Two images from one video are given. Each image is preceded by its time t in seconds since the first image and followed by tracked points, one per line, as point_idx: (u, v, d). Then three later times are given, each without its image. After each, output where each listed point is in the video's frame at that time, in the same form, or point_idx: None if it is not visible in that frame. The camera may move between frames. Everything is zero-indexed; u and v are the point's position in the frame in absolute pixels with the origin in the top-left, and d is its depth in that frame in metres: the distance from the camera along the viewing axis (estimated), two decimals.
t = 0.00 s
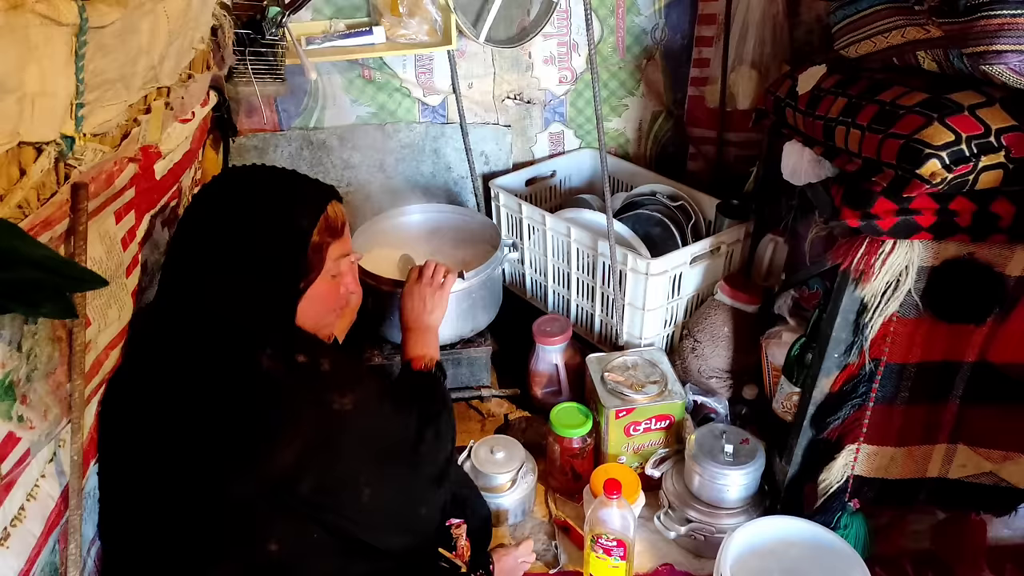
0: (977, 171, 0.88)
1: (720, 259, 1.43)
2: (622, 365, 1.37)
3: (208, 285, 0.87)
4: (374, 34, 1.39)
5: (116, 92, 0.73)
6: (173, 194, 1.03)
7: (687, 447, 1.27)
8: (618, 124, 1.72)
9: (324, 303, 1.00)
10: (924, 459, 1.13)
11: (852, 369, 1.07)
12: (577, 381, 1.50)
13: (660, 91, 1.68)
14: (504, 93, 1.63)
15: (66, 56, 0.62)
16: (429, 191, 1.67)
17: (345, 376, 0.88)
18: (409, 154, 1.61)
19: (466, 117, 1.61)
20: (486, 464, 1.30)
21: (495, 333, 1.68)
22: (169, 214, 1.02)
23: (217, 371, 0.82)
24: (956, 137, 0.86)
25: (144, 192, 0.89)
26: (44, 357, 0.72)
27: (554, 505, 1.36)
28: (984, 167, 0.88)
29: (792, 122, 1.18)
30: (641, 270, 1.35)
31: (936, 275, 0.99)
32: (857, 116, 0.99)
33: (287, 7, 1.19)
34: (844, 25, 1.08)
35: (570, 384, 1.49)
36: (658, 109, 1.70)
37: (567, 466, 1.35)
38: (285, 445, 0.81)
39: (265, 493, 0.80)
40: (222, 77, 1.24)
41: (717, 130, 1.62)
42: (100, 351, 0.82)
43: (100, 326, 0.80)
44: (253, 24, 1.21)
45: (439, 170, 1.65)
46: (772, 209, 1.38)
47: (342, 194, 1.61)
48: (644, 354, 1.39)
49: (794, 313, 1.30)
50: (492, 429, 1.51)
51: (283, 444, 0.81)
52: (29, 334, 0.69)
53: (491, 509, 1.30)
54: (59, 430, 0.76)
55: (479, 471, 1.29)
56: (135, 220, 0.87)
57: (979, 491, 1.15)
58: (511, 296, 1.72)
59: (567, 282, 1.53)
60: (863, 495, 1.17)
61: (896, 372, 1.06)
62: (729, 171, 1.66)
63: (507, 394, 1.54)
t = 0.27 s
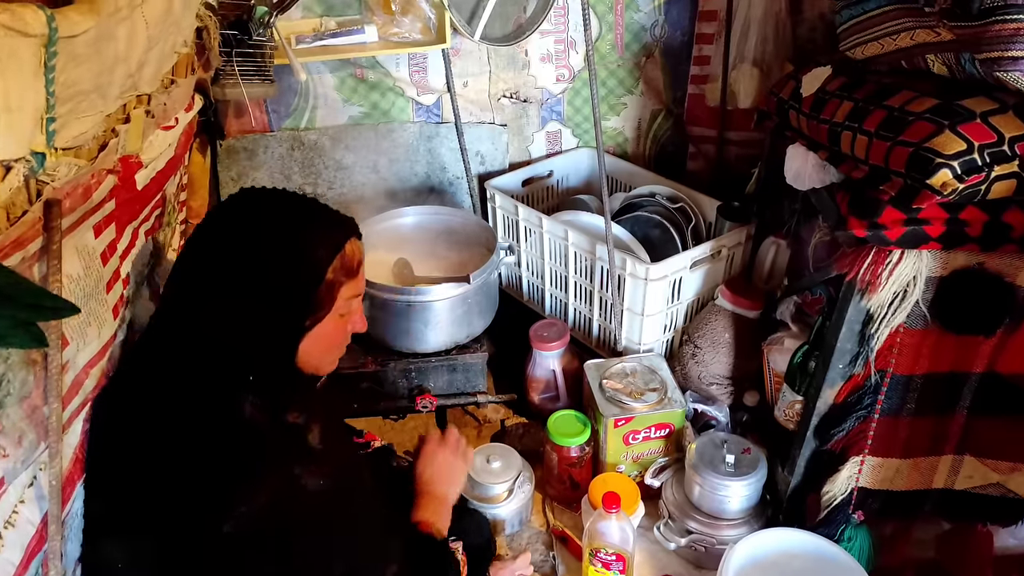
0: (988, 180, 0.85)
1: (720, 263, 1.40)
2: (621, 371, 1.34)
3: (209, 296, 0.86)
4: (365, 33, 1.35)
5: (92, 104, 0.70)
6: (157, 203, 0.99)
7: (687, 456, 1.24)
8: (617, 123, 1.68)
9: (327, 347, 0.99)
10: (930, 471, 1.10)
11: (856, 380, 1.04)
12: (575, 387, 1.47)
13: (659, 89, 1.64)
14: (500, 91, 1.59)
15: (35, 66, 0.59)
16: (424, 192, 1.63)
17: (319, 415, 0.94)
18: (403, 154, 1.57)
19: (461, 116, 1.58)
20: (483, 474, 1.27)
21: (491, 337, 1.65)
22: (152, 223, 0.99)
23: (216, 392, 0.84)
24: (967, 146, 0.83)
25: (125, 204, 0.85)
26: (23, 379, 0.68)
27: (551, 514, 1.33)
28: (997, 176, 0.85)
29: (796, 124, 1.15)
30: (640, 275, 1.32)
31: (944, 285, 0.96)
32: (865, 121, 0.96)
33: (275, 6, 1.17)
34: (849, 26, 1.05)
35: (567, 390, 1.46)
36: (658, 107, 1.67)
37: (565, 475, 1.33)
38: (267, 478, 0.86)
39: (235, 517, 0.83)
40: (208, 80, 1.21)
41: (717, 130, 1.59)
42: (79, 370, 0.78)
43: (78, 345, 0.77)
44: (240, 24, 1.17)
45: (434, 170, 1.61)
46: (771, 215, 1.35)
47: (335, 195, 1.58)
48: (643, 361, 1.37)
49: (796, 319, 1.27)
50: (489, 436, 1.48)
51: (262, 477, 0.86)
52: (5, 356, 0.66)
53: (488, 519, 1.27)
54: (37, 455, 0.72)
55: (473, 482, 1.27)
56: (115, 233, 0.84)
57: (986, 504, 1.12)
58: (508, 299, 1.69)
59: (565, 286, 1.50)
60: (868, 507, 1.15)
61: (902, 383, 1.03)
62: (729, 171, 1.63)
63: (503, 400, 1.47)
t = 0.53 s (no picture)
0: (990, 182, 0.84)
1: (718, 261, 1.39)
2: (617, 371, 1.33)
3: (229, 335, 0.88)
4: (358, 28, 1.33)
5: (74, 107, 0.68)
6: (146, 203, 0.98)
7: (683, 457, 1.24)
8: (613, 119, 1.67)
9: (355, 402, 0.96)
10: (927, 472, 1.10)
11: (853, 382, 1.04)
12: (570, 385, 1.46)
13: (657, 84, 1.62)
14: (495, 87, 1.57)
15: (13, 70, 0.57)
16: (418, 189, 1.62)
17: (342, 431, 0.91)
18: (397, 151, 1.56)
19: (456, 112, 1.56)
20: (478, 475, 1.26)
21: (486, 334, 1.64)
22: (141, 224, 0.97)
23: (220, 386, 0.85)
24: (969, 147, 0.82)
25: (111, 208, 0.84)
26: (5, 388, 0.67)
27: (547, 514, 1.33)
28: (999, 178, 0.84)
29: (794, 122, 1.13)
30: (636, 275, 1.30)
31: (943, 287, 0.95)
32: (864, 121, 0.95)
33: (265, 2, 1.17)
34: (848, 23, 1.04)
35: (563, 389, 1.45)
36: (655, 103, 1.65)
37: (561, 475, 1.32)
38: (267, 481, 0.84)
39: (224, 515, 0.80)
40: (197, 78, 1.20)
41: (715, 126, 1.58)
42: (66, 377, 0.77)
43: (64, 352, 0.76)
44: (229, 21, 1.18)
45: (428, 167, 1.59)
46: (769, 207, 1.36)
47: (328, 192, 1.56)
48: (639, 360, 1.36)
49: (794, 318, 1.26)
50: (485, 435, 1.48)
51: (263, 481, 0.84)
52: None
53: (483, 519, 1.27)
54: (24, 465, 0.71)
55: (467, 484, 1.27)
56: (101, 237, 0.82)
57: (983, 504, 1.11)
58: (503, 296, 1.68)
59: (561, 284, 1.49)
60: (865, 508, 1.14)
61: (900, 385, 1.02)
62: (726, 167, 1.62)
63: (500, 399, 1.46)
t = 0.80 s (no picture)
0: (976, 182, 0.84)
1: (708, 257, 1.39)
2: (607, 366, 1.34)
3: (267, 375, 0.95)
4: (349, 22, 1.33)
5: (56, 108, 0.68)
6: (132, 201, 0.97)
7: (672, 452, 1.24)
8: (606, 112, 1.65)
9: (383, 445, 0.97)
10: (913, 468, 1.10)
11: (840, 379, 1.03)
12: (561, 380, 1.47)
13: (650, 78, 1.61)
14: (488, 81, 1.57)
15: None
16: (411, 183, 1.61)
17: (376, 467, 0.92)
18: (389, 145, 1.56)
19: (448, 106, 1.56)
20: (468, 469, 1.27)
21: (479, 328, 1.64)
22: (127, 222, 0.97)
23: (256, 406, 0.89)
24: (954, 147, 0.82)
25: (96, 207, 0.84)
26: None
27: (537, 507, 1.33)
28: (984, 178, 0.84)
29: (784, 119, 1.13)
30: (627, 270, 1.31)
31: (929, 286, 0.95)
32: (852, 119, 0.94)
33: None
34: (837, 21, 1.04)
35: (554, 383, 1.46)
36: (648, 97, 1.64)
37: (551, 469, 1.33)
38: (299, 505, 0.85)
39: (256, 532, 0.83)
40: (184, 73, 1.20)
41: (708, 120, 1.57)
42: (51, 376, 0.77)
43: (49, 352, 0.76)
44: (217, 16, 1.18)
45: (420, 161, 1.59)
46: (759, 205, 1.34)
47: (320, 186, 1.56)
48: (630, 355, 1.36)
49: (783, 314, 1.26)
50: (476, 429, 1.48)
51: (289, 474, 0.86)
52: None
53: (473, 514, 1.27)
54: (10, 463, 0.72)
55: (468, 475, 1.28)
56: (87, 237, 0.82)
57: (968, 499, 1.12)
58: (495, 290, 1.68)
59: (553, 278, 1.49)
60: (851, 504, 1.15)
61: (886, 383, 1.03)
62: (719, 162, 1.61)
63: (491, 393, 1.50)
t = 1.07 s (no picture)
0: (966, 177, 0.83)
1: (703, 251, 1.39)
2: (601, 361, 1.34)
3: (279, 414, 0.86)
4: (341, 17, 1.31)
5: (42, 105, 0.68)
6: (123, 196, 0.97)
7: (666, 447, 1.24)
8: (601, 107, 1.65)
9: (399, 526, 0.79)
10: (907, 462, 1.10)
11: (834, 373, 1.03)
12: (556, 375, 1.47)
13: (645, 73, 1.60)
14: (482, 75, 1.56)
15: None
16: (405, 178, 1.61)
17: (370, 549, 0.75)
18: (384, 140, 1.55)
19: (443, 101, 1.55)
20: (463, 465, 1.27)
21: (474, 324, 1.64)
22: (118, 218, 0.97)
23: (269, 445, 0.81)
24: (944, 142, 0.81)
25: (85, 203, 0.84)
26: None
27: (532, 502, 1.34)
28: (975, 173, 0.83)
29: (777, 113, 1.13)
30: (621, 265, 1.30)
31: (921, 280, 0.95)
32: (843, 114, 0.94)
33: None
34: (830, 14, 1.04)
35: (549, 378, 1.46)
36: (643, 91, 1.63)
37: (545, 464, 1.33)
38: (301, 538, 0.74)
39: None
40: (175, 68, 1.21)
41: (703, 114, 1.57)
42: (40, 373, 0.77)
43: (37, 348, 0.76)
44: (207, 11, 1.21)
45: (415, 156, 1.59)
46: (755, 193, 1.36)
47: (315, 181, 1.56)
48: (625, 351, 1.36)
49: (777, 308, 1.26)
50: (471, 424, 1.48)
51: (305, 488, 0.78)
52: None
53: (467, 509, 1.28)
54: None
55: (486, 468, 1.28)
56: (75, 232, 0.82)
57: (962, 494, 1.12)
58: (491, 286, 1.67)
59: (548, 273, 1.49)
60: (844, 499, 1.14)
61: (879, 377, 1.03)
62: (715, 156, 1.61)
63: (485, 388, 1.50)
